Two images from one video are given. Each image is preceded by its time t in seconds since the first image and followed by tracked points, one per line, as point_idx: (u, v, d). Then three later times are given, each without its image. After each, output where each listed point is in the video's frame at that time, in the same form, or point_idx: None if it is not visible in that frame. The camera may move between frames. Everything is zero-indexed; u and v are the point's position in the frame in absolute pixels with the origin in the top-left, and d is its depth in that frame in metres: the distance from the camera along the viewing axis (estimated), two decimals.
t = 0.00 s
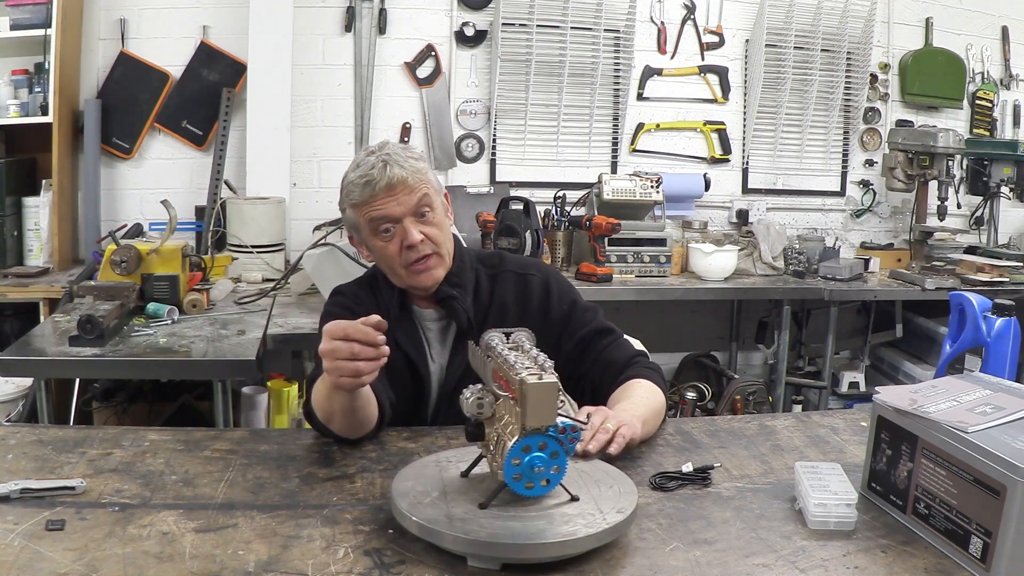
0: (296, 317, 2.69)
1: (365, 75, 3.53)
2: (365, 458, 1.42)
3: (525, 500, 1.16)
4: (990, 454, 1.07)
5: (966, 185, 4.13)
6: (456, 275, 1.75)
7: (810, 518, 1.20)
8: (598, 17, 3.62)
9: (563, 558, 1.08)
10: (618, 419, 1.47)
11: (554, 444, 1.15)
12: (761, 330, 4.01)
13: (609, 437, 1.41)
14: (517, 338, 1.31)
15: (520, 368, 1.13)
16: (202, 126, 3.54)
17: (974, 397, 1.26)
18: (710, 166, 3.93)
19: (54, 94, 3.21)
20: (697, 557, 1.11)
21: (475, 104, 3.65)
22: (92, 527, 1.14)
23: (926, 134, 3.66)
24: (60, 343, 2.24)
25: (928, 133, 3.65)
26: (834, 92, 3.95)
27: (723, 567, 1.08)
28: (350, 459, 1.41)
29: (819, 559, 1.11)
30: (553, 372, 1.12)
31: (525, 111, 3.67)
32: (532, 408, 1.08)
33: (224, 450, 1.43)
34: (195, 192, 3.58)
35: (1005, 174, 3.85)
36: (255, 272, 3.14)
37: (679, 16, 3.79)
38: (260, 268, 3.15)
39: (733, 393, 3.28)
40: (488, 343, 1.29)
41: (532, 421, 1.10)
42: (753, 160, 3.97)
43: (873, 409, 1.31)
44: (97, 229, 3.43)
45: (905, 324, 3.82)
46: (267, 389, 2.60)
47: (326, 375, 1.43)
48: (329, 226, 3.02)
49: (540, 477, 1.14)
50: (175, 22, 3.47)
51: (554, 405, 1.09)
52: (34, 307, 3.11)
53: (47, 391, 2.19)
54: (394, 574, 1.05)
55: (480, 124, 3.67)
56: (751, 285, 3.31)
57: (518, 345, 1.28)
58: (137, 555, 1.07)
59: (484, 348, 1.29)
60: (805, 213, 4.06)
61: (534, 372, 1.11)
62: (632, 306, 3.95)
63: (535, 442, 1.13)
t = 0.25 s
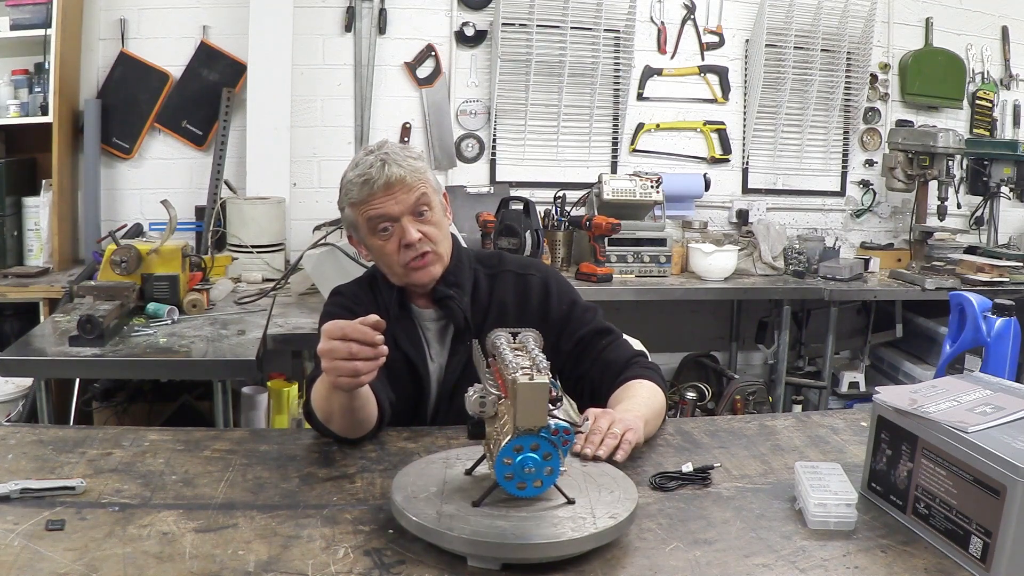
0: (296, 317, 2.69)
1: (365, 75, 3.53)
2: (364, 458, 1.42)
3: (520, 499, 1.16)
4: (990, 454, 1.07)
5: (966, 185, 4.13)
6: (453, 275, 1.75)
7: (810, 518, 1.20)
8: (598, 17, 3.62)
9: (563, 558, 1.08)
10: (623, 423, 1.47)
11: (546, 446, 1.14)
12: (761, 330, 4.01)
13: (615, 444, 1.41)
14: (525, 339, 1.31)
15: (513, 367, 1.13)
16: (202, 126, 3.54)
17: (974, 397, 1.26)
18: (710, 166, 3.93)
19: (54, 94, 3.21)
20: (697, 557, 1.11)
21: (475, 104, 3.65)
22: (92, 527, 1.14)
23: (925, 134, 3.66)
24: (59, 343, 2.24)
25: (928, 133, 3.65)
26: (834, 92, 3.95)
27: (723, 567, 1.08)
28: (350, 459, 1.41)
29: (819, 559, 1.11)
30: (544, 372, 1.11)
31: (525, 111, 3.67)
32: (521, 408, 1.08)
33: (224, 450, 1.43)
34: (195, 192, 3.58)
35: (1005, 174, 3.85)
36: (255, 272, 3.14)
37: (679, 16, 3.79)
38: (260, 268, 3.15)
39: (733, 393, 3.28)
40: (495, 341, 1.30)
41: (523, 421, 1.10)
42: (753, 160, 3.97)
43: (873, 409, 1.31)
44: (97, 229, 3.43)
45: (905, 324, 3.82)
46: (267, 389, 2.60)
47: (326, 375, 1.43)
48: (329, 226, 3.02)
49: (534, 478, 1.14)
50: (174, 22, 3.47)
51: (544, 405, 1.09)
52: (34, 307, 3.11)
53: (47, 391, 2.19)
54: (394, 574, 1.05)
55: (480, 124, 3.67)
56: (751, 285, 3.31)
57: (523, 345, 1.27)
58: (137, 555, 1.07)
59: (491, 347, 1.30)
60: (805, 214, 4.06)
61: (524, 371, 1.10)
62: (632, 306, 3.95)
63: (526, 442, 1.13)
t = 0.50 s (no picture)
0: (296, 317, 2.69)
1: (365, 76, 3.53)
2: (364, 458, 1.42)
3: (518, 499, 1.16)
4: (990, 454, 1.07)
5: (966, 185, 4.13)
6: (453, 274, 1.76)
7: (809, 518, 1.20)
8: (598, 17, 3.62)
9: (562, 558, 1.08)
10: (623, 422, 1.46)
11: (546, 446, 1.14)
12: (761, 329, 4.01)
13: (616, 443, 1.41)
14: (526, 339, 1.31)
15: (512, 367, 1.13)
16: (202, 126, 3.54)
17: (974, 396, 1.26)
18: (710, 167, 3.93)
19: (54, 94, 3.21)
20: (697, 557, 1.11)
21: (475, 104, 3.65)
22: (92, 527, 1.14)
23: (925, 134, 3.66)
24: (59, 343, 2.24)
25: (928, 133, 3.65)
26: (834, 92, 3.95)
27: (723, 567, 1.08)
28: (350, 459, 1.41)
29: (819, 559, 1.11)
30: (542, 372, 1.12)
31: (525, 111, 3.67)
32: (520, 408, 1.08)
33: (224, 450, 1.43)
34: (195, 192, 3.58)
35: (1006, 174, 3.89)
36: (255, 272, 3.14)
37: (679, 16, 3.79)
38: (260, 268, 3.15)
39: (733, 393, 3.28)
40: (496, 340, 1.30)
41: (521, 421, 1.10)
42: (753, 160, 3.97)
43: (873, 409, 1.31)
44: (97, 229, 3.43)
45: (905, 324, 3.82)
46: (267, 389, 2.60)
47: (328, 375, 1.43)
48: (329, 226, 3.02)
49: (534, 478, 1.14)
50: (174, 23, 3.47)
51: (543, 405, 1.09)
52: (34, 307, 3.11)
53: (47, 391, 2.19)
54: (394, 574, 1.05)
55: (480, 124, 3.67)
56: (751, 285, 3.31)
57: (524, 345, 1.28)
58: (137, 555, 1.07)
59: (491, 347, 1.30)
60: (805, 214, 4.06)
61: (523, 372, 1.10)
62: (632, 306, 3.95)
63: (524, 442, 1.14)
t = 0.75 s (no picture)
0: (296, 317, 2.69)
1: (365, 75, 3.53)
2: (364, 458, 1.43)
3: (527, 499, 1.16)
4: (990, 454, 1.07)
5: (966, 185, 4.13)
6: (453, 274, 1.76)
7: (810, 518, 1.20)
8: (598, 17, 3.62)
9: (563, 558, 1.08)
10: (610, 417, 1.47)
11: (555, 444, 1.14)
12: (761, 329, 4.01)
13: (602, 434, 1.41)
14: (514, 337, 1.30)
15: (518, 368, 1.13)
16: (202, 126, 3.54)
17: (974, 397, 1.26)
18: (710, 166, 3.92)
19: (54, 94, 3.21)
20: (697, 557, 1.11)
21: (475, 104, 3.65)
22: (92, 527, 1.14)
23: (925, 134, 3.66)
24: (59, 343, 2.24)
25: (928, 133, 3.65)
26: (834, 92, 3.95)
27: (723, 567, 1.08)
28: (350, 459, 1.41)
29: (819, 559, 1.11)
30: (553, 371, 1.12)
31: (525, 111, 3.67)
32: (533, 408, 1.08)
33: (224, 450, 1.43)
34: (195, 192, 3.58)
35: (1005, 174, 3.89)
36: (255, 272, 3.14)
37: (679, 16, 3.79)
38: (260, 268, 3.15)
39: (733, 393, 3.28)
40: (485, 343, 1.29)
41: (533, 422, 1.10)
42: (753, 160, 3.97)
43: (873, 409, 1.31)
44: (97, 229, 3.43)
45: (905, 324, 3.82)
46: (267, 389, 2.60)
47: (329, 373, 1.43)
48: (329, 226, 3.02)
49: (543, 476, 1.14)
50: (174, 23, 3.47)
51: (555, 405, 1.09)
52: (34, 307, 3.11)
53: (47, 391, 2.19)
54: (394, 574, 1.05)
55: (479, 124, 3.67)
56: (751, 285, 3.31)
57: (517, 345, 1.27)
58: (137, 555, 1.07)
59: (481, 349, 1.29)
60: (805, 214, 4.06)
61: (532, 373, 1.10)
62: (632, 306, 3.95)
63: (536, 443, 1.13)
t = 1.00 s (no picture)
0: (296, 317, 2.69)
1: (365, 75, 3.53)
2: (364, 458, 1.42)
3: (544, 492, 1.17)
4: (990, 454, 1.07)
5: (966, 185, 4.13)
6: (456, 271, 1.75)
7: (810, 518, 1.20)
8: (598, 17, 3.62)
9: (563, 558, 1.08)
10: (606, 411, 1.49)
11: (573, 436, 1.18)
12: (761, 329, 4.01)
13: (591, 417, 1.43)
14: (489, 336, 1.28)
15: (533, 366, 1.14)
16: (202, 126, 3.54)
17: (974, 397, 1.26)
18: (710, 167, 3.92)
19: (54, 94, 3.21)
20: (697, 557, 1.11)
21: (475, 104, 3.65)
22: (91, 527, 1.14)
23: (925, 134, 3.66)
24: (60, 343, 2.24)
25: (928, 133, 3.65)
26: (834, 92, 3.95)
27: (723, 567, 1.08)
28: (350, 459, 1.41)
29: (819, 559, 1.11)
30: (570, 366, 1.15)
31: (525, 111, 3.67)
32: (564, 405, 1.11)
33: (224, 450, 1.43)
34: (195, 192, 3.58)
35: (1005, 174, 3.89)
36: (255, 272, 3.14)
37: (679, 16, 3.79)
38: (260, 267, 3.15)
39: (733, 393, 3.28)
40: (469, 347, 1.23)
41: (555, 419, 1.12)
42: (753, 160, 3.97)
43: (873, 408, 1.31)
44: (97, 229, 3.43)
45: (905, 324, 3.82)
46: (267, 389, 2.60)
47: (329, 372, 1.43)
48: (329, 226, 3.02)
49: (565, 470, 1.17)
50: (174, 23, 3.47)
51: (580, 398, 1.13)
52: (34, 307, 3.11)
53: (47, 391, 2.19)
54: (394, 574, 1.05)
55: (479, 124, 3.67)
56: (751, 285, 3.31)
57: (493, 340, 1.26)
58: (137, 555, 1.07)
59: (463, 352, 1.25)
60: (805, 214, 4.06)
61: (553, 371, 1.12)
62: (632, 306, 3.95)
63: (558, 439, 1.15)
